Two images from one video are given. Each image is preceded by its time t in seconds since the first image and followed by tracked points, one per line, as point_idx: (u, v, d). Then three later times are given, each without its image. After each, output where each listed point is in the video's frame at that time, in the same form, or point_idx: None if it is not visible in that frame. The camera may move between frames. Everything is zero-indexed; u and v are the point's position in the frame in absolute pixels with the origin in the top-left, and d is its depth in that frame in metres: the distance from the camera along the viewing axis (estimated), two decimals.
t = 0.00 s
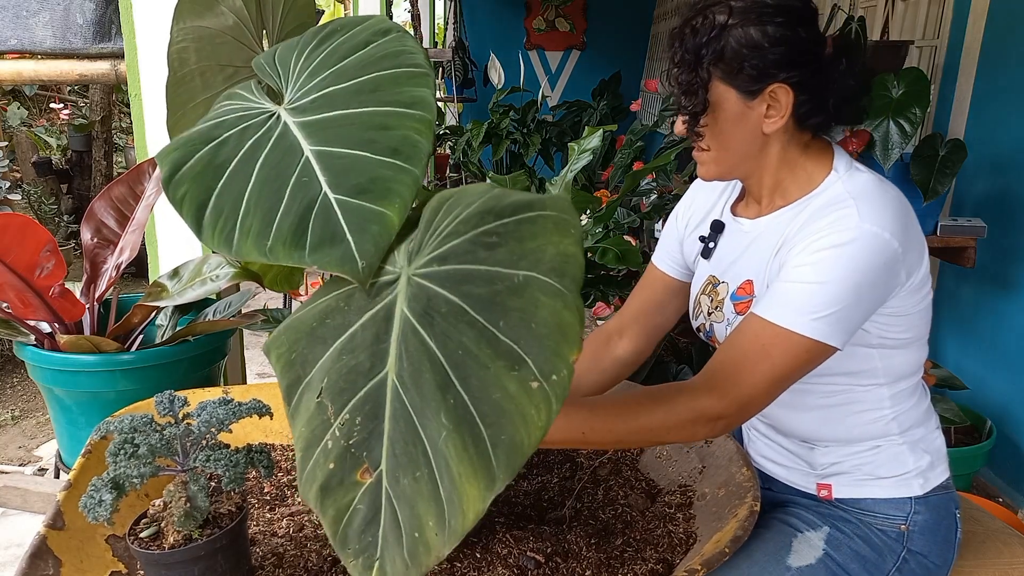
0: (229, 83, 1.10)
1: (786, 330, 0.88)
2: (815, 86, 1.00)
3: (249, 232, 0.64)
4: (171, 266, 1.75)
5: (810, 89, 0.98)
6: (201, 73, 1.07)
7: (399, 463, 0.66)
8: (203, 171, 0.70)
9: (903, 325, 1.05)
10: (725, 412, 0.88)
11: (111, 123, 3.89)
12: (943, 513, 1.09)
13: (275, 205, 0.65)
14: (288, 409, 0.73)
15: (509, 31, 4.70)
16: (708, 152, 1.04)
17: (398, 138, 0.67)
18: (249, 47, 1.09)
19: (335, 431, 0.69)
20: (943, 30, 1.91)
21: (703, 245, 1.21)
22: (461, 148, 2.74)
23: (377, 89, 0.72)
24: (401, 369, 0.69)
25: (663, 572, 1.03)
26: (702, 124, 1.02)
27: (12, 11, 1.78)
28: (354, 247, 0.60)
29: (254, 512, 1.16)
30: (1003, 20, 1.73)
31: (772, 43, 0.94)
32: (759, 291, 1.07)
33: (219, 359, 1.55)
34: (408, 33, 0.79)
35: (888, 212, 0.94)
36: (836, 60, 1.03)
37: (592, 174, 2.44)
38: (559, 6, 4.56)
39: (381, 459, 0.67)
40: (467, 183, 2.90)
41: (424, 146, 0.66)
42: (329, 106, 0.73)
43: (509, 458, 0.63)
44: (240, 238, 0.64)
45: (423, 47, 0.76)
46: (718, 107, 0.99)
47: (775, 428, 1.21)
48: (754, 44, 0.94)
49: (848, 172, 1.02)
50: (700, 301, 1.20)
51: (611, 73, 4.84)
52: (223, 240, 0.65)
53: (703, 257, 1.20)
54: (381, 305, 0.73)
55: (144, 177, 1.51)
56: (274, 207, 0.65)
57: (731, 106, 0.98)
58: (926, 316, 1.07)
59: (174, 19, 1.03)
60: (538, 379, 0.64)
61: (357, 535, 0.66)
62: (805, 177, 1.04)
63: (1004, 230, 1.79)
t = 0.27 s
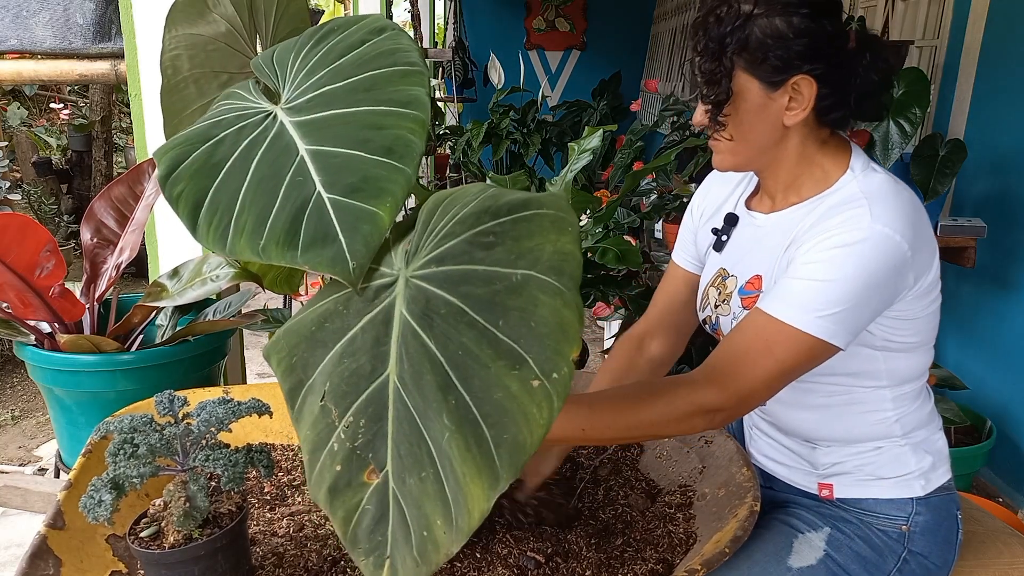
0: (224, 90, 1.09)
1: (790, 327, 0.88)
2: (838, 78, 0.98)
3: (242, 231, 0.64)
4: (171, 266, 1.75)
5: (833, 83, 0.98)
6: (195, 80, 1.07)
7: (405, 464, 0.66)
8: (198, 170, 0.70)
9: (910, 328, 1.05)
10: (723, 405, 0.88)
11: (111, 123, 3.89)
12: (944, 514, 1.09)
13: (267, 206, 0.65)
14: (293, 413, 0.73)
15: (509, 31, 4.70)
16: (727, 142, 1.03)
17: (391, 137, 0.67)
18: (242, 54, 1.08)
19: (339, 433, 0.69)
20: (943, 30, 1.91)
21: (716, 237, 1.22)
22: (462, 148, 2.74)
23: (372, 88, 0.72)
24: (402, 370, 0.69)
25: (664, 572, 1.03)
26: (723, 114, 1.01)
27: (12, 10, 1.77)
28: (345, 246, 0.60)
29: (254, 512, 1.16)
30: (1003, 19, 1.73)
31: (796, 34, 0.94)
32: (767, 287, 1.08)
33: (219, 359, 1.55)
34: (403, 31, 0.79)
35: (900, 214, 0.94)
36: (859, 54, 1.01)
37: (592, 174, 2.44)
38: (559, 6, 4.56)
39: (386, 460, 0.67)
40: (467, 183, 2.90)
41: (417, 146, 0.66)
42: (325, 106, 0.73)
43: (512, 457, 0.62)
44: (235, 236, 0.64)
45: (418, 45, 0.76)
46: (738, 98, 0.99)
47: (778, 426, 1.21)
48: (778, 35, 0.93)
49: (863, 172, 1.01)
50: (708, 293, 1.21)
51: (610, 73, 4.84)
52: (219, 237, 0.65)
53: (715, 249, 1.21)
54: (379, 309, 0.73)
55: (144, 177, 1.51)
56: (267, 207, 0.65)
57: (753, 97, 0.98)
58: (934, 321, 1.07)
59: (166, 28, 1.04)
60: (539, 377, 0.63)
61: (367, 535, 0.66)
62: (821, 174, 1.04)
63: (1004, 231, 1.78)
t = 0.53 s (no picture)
0: (230, 83, 1.10)
1: (789, 328, 0.88)
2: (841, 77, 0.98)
3: (247, 227, 0.64)
4: (171, 266, 1.75)
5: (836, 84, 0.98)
6: (202, 73, 1.07)
7: (404, 466, 0.66)
8: (201, 164, 0.70)
9: (907, 328, 1.05)
10: (723, 407, 0.88)
11: (111, 123, 3.89)
12: (941, 513, 1.09)
13: (273, 203, 0.65)
14: (287, 416, 0.72)
15: (509, 31, 4.70)
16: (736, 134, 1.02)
17: (399, 135, 0.67)
18: (250, 48, 1.08)
19: (334, 437, 0.69)
20: (943, 30, 1.91)
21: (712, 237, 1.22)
22: (462, 148, 2.74)
23: (378, 87, 0.72)
24: (404, 372, 0.69)
25: (664, 572, 1.03)
26: (731, 104, 0.99)
27: (12, 10, 1.77)
28: (354, 243, 0.60)
29: (254, 512, 1.16)
30: (1003, 19, 1.73)
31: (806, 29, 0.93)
32: (764, 287, 1.07)
33: (219, 359, 1.55)
34: (409, 29, 0.79)
35: (898, 214, 0.94)
36: (862, 57, 1.02)
37: (592, 174, 2.44)
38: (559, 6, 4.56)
39: (382, 464, 0.67)
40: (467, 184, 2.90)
41: (425, 144, 0.67)
42: (331, 105, 0.73)
43: (518, 459, 0.63)
44: (239, 232, 0.64)
45: (424, 43, 0.76)
46: (731, 102, 0.99)
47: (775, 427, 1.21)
48: (789, 29, 0.93)
49: (860, 172, 1.02)
50: (706, 293, 1.20)
51: (610, 73, 4.84)
52: (221, 232, 0.65)
53: (712, 250, 1.21)
54: (384, 310, 0.73)
55: (144, 177, 1.51)
56: (273, 205, 0.65)
57: (759, 90, 0.97)
58: (931, 321, 1.08)
59: (174, 19, 1.04)
60: (545, 381, 0.64)
61: (359, 542, 0.65)
62: (818, 175, 1.04)
63: (1004, 231, 1.78)
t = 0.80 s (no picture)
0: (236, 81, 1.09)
1: (793, 335, 0.88)
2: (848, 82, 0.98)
3: (255, 228, 0.64)
4: (171, 266, 1.75)
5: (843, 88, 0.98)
6: (207, 71, 1.07)
7: (417, 478, 0.66)
8: (211, 163, 0.70)
9: (911, 334, 1.05)
10: (726, 413, 0.88)
11: (110, 123, 3.89)
12: (944, 514, 1.09)
13: (281, 204, 0.65)
14: (292, 425, 0.72)
15: (509, 31, 4.70)
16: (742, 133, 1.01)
17: (409, 140, 0.67)
18: (255, 46, 1.09)
19: (342, 448, 0.68)
20: (943, 30, 1.91)
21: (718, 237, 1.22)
22: (462, 148, 2.74)
23: (389, 89, 0.72)
24: (420, 385, 0.69)
25: (663, 572, 1.03)
26: (736, 102, 0.98)
27: (12, 10, 1.77)
28: (360, 248, 0.60)
29: (254, 512, 1.16)
30: (1002, 19, 1.73)
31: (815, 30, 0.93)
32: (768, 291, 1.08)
33: (219, 360, 1.55)
34: (420, 32, 0.79)
35: (904, 222, 0.94)
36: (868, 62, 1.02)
37: (592, 174, 2.44)
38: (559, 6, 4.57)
39: (393, 475, 0.66)
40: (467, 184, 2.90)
41: (434, 148, 0.67)
42: (340, 106, 0.73)
43: (536, 477, 0.63)
44: (247, 233, 0.64)
45: (435, 46, 0.76)
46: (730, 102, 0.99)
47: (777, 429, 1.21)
48: (798, 29, 0.93)
49: (866, 178, 1.01)
50: (713, 295, 1.21)
51: (610, 73, 4.84)
52: (229, 233, 0.64)
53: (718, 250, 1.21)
54: (398, 322, 0.73)
55: (144, 177, 1.51)
56: (280, 206, 0.65)
57: (764, 90, 0.97)
58: (934, 326, 1.08)
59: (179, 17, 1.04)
60: (562, 398, 0.64)
61: (365, 552, 0.65)
62: (823, 179, 1.04)
63: (1004, 231, 1.78)
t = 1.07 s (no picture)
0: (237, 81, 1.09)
1: (799, 347, 0.88)
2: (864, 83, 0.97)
3: (254, 229, 0.64)
4: (171, 266, 1.75)
5: (863, 89, 0.97)
6: (209, 70, 1.07)
7: (406, 472, 0.66)
8: (209, 167, 0.70)
9: (917, 345, 1.05)
10: (726, 420, 0.88)
11: (111, 123, 3.89)
12: (944, 514, 1.09)
13: (281, 204, 0.65)
14: (288, 413, 0.72)
15: (509, 31, 4.70)
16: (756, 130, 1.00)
17: (407, 138, 0.67)
18: (256, 44, 1.10)
19: (336, 438, 0.69)
20: (943, 30, 1.91)
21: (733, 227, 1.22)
22: (462, 148, 2.74)
23: (386, 89, 0.72)
24: (413, 377, 0.69)
25: (663, 572, 1.03)
26: (753, 99, 0.97)
27: (12, 10, 1.77)
28: (360, 247, 0.60)
29: (254, 512, 1.16)
30: (1003, 19, 1.73)
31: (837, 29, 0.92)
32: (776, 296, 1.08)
33: (219, 359, 1.55)
34: (417, 31, 0.79)
35: (919, 240, 0.93)
36: (888, 67, 1.01)
37: (592, 174, 2.44)
38: (559, 6, 4.56)
39: (384, 468, 0.67)
40: (467, 184, 2.90)
41: (432, 147, 0.67)
42: (338, 106, 0.73)
43: (524, 473, 0.63)
44: (247, 234, 0.64)
45: (432, 46, 0.76)
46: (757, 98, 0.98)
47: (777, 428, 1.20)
48: (819, 27, 0.91)
49: (884, 190, 1.01)
50: (723, 287, 1.20)
51: (610, 73, 4.84)
52: (229, 235, 0.65)
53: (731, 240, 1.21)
54: (394, 314, 0.73)
55: (144, 177, 1.51)
56: (279, 206, 0.65)
57: (782, 88, 0.96)
58: (941, 337, 1.07)
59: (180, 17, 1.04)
60: (554, 396, 0.64)
61: (353, 544, 0.66)
62: (838, 187, 1.03)
63: (1004, 231, 1.78)
